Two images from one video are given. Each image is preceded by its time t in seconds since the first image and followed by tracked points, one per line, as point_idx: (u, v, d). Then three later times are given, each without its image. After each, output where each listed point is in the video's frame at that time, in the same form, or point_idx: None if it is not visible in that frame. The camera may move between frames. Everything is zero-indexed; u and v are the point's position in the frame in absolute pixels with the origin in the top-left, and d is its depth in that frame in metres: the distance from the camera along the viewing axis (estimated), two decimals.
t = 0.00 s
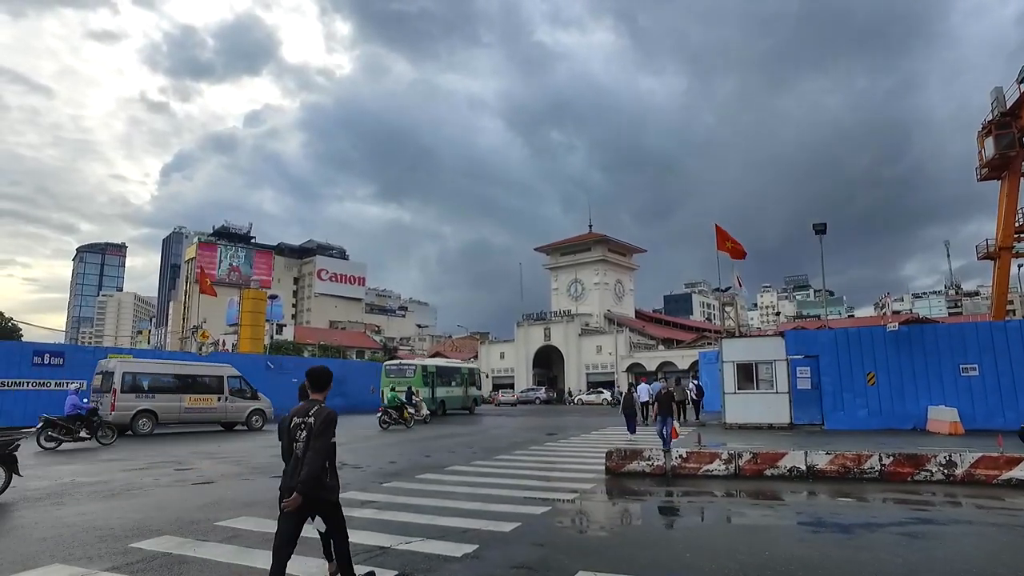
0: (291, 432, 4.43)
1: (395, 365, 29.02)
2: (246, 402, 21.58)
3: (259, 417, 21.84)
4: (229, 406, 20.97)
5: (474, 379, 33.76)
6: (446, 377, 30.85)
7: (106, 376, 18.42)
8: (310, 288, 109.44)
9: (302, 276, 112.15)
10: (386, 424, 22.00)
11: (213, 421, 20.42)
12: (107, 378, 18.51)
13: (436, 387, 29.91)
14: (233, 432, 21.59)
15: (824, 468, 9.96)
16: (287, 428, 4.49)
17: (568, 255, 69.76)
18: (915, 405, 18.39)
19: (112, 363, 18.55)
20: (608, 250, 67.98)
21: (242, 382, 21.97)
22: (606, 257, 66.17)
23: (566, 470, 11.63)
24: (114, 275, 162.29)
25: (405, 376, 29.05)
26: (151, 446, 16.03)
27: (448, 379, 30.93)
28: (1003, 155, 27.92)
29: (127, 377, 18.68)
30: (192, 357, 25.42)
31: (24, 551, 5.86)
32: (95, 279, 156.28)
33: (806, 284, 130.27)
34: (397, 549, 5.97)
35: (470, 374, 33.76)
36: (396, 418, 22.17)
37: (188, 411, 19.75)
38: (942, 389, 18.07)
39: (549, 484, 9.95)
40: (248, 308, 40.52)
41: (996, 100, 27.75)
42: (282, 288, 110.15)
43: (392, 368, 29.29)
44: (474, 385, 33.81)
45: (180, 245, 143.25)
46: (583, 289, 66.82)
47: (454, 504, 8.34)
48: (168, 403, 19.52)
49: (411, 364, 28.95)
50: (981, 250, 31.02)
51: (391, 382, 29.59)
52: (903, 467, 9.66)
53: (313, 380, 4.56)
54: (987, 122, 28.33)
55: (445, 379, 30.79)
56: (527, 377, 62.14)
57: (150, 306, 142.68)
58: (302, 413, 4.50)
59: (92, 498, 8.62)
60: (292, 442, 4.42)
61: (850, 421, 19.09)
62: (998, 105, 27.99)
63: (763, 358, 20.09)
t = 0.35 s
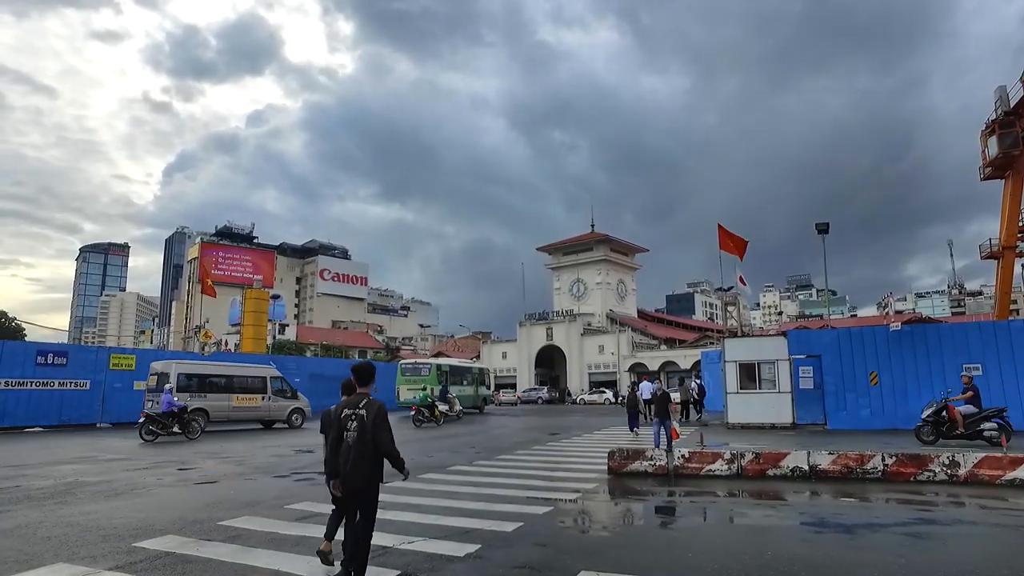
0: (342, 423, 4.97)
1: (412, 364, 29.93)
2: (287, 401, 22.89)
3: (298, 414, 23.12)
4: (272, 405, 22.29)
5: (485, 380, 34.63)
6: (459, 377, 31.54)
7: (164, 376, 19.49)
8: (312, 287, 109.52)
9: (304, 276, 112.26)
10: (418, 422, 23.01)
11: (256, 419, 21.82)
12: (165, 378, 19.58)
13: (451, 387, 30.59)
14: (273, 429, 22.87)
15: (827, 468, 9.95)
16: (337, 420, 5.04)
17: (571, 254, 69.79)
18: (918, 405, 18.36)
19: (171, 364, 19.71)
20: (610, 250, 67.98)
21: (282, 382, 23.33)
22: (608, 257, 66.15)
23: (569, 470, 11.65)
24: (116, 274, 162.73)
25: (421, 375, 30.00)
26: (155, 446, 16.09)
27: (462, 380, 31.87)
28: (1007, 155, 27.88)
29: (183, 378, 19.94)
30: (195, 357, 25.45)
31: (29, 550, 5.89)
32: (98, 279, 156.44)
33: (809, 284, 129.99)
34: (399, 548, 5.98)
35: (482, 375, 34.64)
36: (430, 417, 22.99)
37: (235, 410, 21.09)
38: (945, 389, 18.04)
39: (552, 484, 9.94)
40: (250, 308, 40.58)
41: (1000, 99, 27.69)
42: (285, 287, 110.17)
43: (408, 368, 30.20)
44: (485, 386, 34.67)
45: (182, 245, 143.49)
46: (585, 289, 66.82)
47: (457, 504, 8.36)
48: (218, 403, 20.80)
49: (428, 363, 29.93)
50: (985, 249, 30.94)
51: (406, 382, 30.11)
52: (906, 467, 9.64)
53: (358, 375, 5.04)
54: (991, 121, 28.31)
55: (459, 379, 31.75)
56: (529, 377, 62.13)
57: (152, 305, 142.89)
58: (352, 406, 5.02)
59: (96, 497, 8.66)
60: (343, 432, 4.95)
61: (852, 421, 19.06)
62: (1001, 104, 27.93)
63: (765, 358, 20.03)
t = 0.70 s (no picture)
0: (383, 423, 5.27)
1: (425, 367, 30.47)
2: (326, 400, 24.39)
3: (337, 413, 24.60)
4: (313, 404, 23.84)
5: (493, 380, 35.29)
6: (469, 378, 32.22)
7: (218, 376, 21.08)
8: (313, 287, 109.52)
9: (305, 276, 112.32)
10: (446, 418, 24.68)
11: (299, 417, 23.37)
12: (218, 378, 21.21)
13: (463, 387, 31.48)
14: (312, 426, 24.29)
15: (827, 467, 9.95)
16: (377, 420, 5.35)
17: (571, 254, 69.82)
18: (920, 405, 18.33)
19: (223, 366, 21.24)
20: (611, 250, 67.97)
21: (323, 382, 24.90)
22: (610, 257, 66.14)
23: (570, 470, 11.67)
24: (118, 275, 162.83)
25: (435, 377, 30.54)
26: (156, 446, 16.08)
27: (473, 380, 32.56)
28: (1009, 154, 27.86)
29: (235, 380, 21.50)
30: (196, 357, 25.45)
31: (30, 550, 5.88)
32: (100, 279, 156.52)
33: (810, 284, 129.85)
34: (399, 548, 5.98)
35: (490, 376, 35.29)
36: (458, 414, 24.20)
37: (281, 409, 22.84)
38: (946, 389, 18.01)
39: (553, 484, 9.92)
40: (251, 308, 40.58)
41: (1001, 98, 27.67)
42: (285, 287, 110.17)
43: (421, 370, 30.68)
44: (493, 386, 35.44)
45: (183, 245, 143.58)
46: (586, 289, 66.83)
47: (458, 503, 8.36)
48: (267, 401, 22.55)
49: (442, 366, 30.46)
50: (986, 249, 30.91)
51: (421, 384, 30.51)
52: (907, 466, 9.63)
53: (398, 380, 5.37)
54: (992, 121, 28.32)
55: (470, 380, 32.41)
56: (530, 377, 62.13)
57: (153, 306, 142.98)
58: (390, 408, 5.34)
59: (97, 497, 8.67)
60: (384, 432, 5.26)
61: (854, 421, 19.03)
62: (1003, 103, 27.92)
63: (766, 357, 19.86)
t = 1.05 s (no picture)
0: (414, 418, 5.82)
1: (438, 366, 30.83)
2: (359, 400, 24.66)
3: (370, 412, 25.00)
4: (348, 404, 24.19)
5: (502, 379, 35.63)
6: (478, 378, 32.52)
7: (259, 378, 21.69)
8: (314, 287, 109.53)
9: (306, 276, 112.38)
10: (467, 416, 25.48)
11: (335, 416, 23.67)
12: (260, 380, 21.76)
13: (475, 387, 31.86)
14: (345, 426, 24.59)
15: (828, 467, 9.94)
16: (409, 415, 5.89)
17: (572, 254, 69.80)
18: (921, 405, 18.33)
19: (263, 368, 21.85)
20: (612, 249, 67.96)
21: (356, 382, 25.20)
22: (611, 257, 66.09)
23: (571, 470, 11.68)
24: (119, 275, 162.93)
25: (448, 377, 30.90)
26: (157, 445, 16.08)
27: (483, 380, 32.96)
28: (1010, 153, 27.82)
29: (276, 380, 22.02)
30: (198, 357, 25.49)
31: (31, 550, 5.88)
32: (101, 280, 156.61)
33: (811, 284, 129.63)
34: (401, 547, 5.98)
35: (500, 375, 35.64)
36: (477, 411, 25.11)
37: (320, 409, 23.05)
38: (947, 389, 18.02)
39: (555, 484, 9.90)
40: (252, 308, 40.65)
41: (1003, 98, 27.63)
42: (286, 287, 110.18)
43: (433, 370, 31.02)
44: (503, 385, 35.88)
45: (185, 245, 143.70)
46: (587, 289, 66.85)
47: (459, 503, 8.37)
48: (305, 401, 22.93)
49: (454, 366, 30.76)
50: (988, 249, 30.86)
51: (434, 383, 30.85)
52: (908, 466, 9.62)
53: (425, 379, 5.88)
54: (994, 120, 28.30)
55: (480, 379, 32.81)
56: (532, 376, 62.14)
57: (155, 306, 143.02)
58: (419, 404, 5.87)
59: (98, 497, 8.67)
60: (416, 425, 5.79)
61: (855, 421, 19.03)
62: (1004, 103, 27.87)
63: (768, 357, 20.06)
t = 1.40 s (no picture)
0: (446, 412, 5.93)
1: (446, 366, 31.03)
2: (386, 400, 24.80)
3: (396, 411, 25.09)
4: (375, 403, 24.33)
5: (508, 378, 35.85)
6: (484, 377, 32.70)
7: (297, 379, 21.82)
8: (315, 287, 109.60)
9: (308, 276, 112.50)
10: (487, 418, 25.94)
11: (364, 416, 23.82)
12: (297, 380, 21.84)
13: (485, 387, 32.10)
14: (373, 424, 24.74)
15: (832, 467, 9.93)
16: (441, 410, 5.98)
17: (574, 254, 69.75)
18: (924, 405, 18.29)
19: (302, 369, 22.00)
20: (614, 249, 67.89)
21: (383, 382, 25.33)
22: (612, 257, 66.03)
23: (574, 469, 11.67)
24: (122, 275, 163.27)
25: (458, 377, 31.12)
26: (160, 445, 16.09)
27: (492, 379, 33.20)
28: (1013, 153, 27.71)
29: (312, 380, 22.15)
30: (200, 356, 25.54)
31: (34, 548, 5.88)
32: (103, 280, 156.94)
33: (813, 283, 129.32)
34: (405, 548, 5.97)
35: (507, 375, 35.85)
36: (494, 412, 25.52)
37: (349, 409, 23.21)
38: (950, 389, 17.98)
39: (557, 484, 9.89)
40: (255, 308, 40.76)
41: (1006, 97, 27.53)
42: (288, 287, 110.33)
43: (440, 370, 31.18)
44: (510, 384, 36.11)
45: (187, 245, 143.96)
46: (589, 288, 66.83)
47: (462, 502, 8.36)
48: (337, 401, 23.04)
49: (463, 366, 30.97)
50: (991, 248, 30.73)
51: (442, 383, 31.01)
52: (912, 466, 9.61)
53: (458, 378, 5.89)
54: (997, 120, 28.21)
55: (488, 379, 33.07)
56: (533, 376, 62.14)
57: (157, 306, 143.34)
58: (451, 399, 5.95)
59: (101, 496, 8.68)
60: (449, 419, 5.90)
61: (857, 421, 18.99)
62: (1008, 102, 27.77)
63: (771, 358, 20.29)
